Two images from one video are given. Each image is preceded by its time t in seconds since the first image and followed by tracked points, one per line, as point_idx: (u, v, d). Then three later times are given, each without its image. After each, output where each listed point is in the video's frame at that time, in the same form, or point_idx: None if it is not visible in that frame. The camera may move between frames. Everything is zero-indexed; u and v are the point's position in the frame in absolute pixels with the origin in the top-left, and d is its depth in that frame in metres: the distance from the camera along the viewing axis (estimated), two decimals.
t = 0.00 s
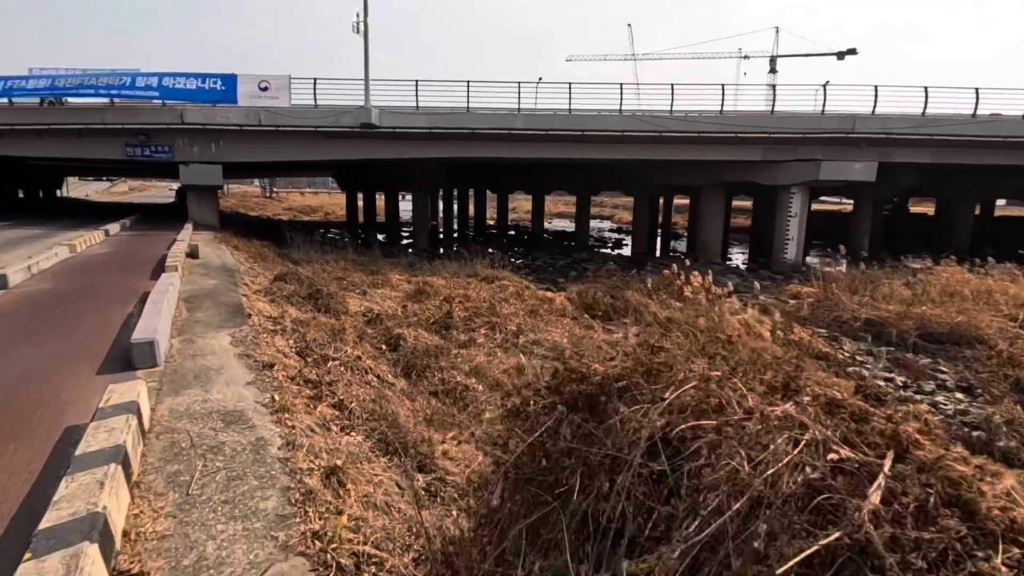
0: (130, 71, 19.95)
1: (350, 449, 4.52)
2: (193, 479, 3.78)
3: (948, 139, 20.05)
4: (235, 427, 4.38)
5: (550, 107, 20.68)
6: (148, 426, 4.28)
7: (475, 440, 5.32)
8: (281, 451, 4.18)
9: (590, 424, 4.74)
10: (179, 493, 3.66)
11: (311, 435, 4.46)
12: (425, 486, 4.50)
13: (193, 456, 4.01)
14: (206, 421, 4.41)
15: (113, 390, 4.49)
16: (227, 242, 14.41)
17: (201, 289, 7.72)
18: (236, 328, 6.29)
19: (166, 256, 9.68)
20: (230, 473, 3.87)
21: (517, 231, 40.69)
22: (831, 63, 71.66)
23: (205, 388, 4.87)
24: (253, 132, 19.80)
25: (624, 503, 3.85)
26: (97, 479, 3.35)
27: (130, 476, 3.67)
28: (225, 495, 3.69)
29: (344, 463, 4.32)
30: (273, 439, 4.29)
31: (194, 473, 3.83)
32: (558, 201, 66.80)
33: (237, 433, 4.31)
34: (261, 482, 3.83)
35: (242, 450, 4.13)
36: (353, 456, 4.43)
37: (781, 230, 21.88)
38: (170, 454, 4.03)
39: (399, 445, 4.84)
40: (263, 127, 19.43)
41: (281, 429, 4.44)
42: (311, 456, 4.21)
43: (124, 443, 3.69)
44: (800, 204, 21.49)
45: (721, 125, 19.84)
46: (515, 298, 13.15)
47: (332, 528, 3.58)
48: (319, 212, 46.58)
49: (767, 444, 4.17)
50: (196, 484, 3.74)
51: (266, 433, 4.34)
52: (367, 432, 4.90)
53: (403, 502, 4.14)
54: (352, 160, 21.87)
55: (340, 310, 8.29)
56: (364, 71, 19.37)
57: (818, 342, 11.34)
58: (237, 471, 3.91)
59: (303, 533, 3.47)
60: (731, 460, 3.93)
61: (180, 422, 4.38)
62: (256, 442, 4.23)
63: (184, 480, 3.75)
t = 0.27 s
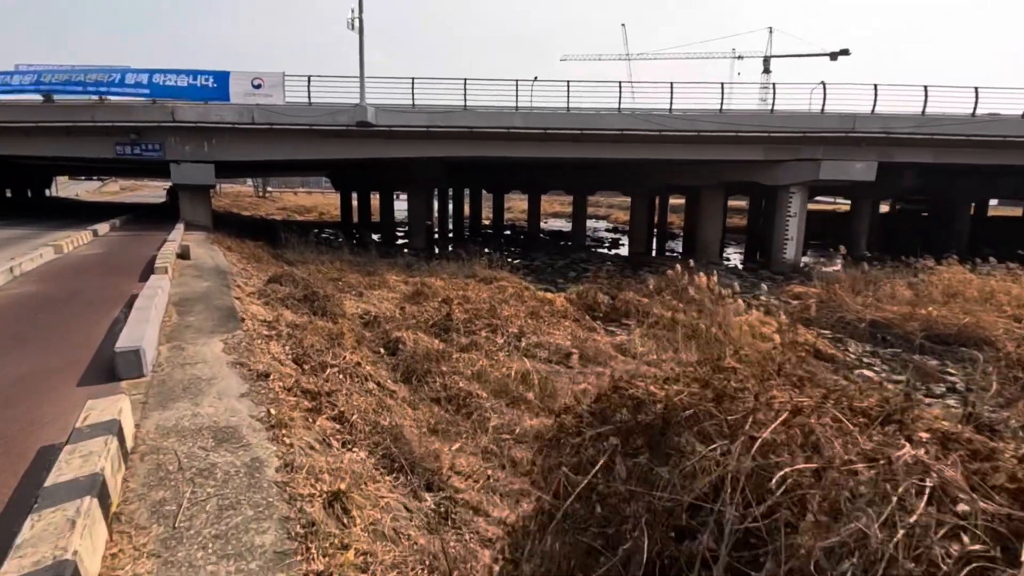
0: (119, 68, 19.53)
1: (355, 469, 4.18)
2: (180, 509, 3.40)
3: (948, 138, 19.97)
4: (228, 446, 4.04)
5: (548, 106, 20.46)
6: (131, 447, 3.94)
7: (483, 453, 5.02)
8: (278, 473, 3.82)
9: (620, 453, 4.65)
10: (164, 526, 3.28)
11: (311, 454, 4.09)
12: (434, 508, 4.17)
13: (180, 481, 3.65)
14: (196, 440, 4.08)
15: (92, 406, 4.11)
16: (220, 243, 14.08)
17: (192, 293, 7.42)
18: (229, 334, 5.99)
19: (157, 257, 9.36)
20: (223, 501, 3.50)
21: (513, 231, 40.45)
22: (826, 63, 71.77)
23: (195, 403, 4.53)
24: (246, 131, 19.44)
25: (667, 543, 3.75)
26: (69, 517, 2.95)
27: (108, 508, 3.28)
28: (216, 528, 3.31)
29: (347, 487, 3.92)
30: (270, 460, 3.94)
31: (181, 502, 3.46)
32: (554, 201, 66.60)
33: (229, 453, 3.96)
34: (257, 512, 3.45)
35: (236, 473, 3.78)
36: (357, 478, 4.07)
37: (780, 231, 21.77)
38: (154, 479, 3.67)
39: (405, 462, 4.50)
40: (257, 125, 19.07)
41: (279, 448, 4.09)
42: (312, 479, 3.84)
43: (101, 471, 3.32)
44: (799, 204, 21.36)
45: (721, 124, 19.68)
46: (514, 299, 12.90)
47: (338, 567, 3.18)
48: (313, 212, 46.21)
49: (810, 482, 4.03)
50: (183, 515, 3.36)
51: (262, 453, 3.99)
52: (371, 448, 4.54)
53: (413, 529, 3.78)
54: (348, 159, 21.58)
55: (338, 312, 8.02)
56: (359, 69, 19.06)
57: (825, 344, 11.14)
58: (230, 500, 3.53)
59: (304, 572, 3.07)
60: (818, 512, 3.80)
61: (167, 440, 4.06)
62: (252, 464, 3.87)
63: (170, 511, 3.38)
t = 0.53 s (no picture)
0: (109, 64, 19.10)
1: (359, 494, 3.91)
2: (164, 550, 3.09)
3: (948, 138, 19.90)
4: (219, 472, 3.75)
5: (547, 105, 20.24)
6: (110, 476, 3.62)
7: (491, 467, 4.81)
8: (274, 505, 3.52)
9: (643, 474, 4.66)
10: (146, 571, 2.96)
11: (309, 480, 3.81)
12: (444, 534, 3.88)
13: (165, 516, 3.34)
14: (183, 465, 3.78)
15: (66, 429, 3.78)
16: (212, 244, 13.77)
17: (183, 297, 7.14)
18: (221, 343, 5.71)
19: (146, 259, 9.07)
20: (212, 540, 3.18)
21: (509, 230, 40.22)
22: (821, 62, 71.79)
23: (183, 423, 4.23)
24: (239, 129, 19.10)
25: (699, 571, 3.74)
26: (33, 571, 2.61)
27: (80, 554, 2.94)
28: (205, 572, 2.99)
29: (351, 518, 3.63)
30: (265, 488, 3.64)
31: (165, 541, 3.14)
32: (549, 200, 66.37)
33: (220, 481, 3.66)
34: (251, 552, 3.14)
35: (227, 504, 3.47)
36: (360, 504, 3.78)
37: (780, 231, 21.66)
38: (136, 513, 3.36)
39: (410, 483, 4.22)
40: (250, 123, 18.72)
41: (275, 473, 3.80)
42: (310, 509, 3.54)
43: (72, 512, 2.98)
44: (798, 204, 21.24)
45: (721, 123, 19.52)
46: (514, 301, 12.65)
47: None
48: (307, 211, 45.79)
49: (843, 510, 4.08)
50: (167, 558, 3.04)
51: (256, 480, 3.69)
52: (374, 469, 4.27)
53: (421, 562, 3.50)
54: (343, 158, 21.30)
55: (335, 316, 7.78)
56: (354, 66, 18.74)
57: (830, 346, 10.96)
58: (220, 537, 3.22)
59: None
60: None
61: (151, 466, 3.76)
62: (245, 493, 3.57)
63: (153, 553, 3.06)
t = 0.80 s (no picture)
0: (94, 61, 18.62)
1: (365, 519, 3.61)
2: None
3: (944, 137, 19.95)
4: (212, 499, 3.46)
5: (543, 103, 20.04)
6: (90, 511, 3.28)
7: (498, 479, 4.54)
8: (274, 538, 3.22)
9: (663, 493, 4.38)
10: None
11: (310, 507, 3.53)
12: (457, 560, 3.53)
13: (152, 555, 3.00)
14: (173, 493, 3.49)
15: (42, 459, 3.44)
16: (202, 245, 13.46)
17: (171, 302, 6.86)
18: (212, 352, 5.46)
19: (133, 262, 8.77)
20: None
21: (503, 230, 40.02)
22: (812, 62, 72.11)
23: (172, 445, 3.96)
24: (229, 128, 18.75)
25: None
26: None
27: None
28: None
29: (359, 549, 3.31)
30: (262, 518, 3.35)
31: None
32: (542, 200, 66.29)
33: (213, 511, 3.36)
34: None
35: (222, 538, 3.17)
36: (366, 530, 3.48)
37: (776, 230, 21.60)
38: (119, 552, 3.02)
39: (417, 504, 3.91)
40: (240, 122, 18.37)
41: (274, 501, 3.52)
42: (312, 541, 3.24)
43: (45, 558, 2.63)
44: (794, 203, 21.18)
45: (718, 122, 19.42)
46: (512, 302, 12.45)
47: None
48: (299, 211, 45.37)
49: (878, 514, 3.85)
50: None
51: (253, 510, 3.40)
52: (380, 490, 3.98)
53: None
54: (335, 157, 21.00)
55: (332, 321, 7.55)
56: (347, 63, 18.44)
57: (832, 347, 10.84)
58: None
59: None
60: None
61: (137, 495, 3.45)
62: (241, 525, 3.27)
63: None
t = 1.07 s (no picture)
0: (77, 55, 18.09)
1: (377, 549, 3.30)
2: None
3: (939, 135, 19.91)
4: (208, 532, 3.17)
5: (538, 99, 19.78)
6: (69, 550, 2.97)
7: (512, 493, 4.27)
8: None
9: (688, 508, 4.13)
10: None
11: (316, 538, 3.24)
12: None
13: None
14: (164, 524, 3.20)
15: (13, 489, 3.12)
16: (191, 244, 13.09)
17: (159, 305, 6.55)
18: (202, 359, 5.15)
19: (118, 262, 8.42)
20: None
21: (496, 228, 39.76)
22: (802, 61, 72.43)
23: (161, 466, 3.66)
24: (218, 124, 18.32)
25: None
26: None
27: None
28: None
29: None
30: (265, 554, 3.06)
31: None
32: (535, 198, 66.08)
33: (209, 546, 3.08)
34: None
35: None
36: (379, 563, 3.18)
37: (772, 228, 21.50)
38: None
39: (432, 527, 3.62)
40: (229, 119, 17.95)
41: (276, 532, 3.23)
42: None
43: None
44: (791, 201, 21.03)
45: (715, 119, 19.28)
46: (511, 302, 12.19)
47: None
48: (289, 210, 44.82)
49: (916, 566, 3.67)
50: None
51: (254, 545, 3.11)
52: (390, 513, 3.69)
53: None
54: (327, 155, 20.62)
55: (327, 323, 7.25)
56: (340, 59, 18.07)
57: (837, 346, 10.68)
58: None
59: None
60: None
61: (122, 527, 3.16)
62: (241, 563, 2.98)
63: None
